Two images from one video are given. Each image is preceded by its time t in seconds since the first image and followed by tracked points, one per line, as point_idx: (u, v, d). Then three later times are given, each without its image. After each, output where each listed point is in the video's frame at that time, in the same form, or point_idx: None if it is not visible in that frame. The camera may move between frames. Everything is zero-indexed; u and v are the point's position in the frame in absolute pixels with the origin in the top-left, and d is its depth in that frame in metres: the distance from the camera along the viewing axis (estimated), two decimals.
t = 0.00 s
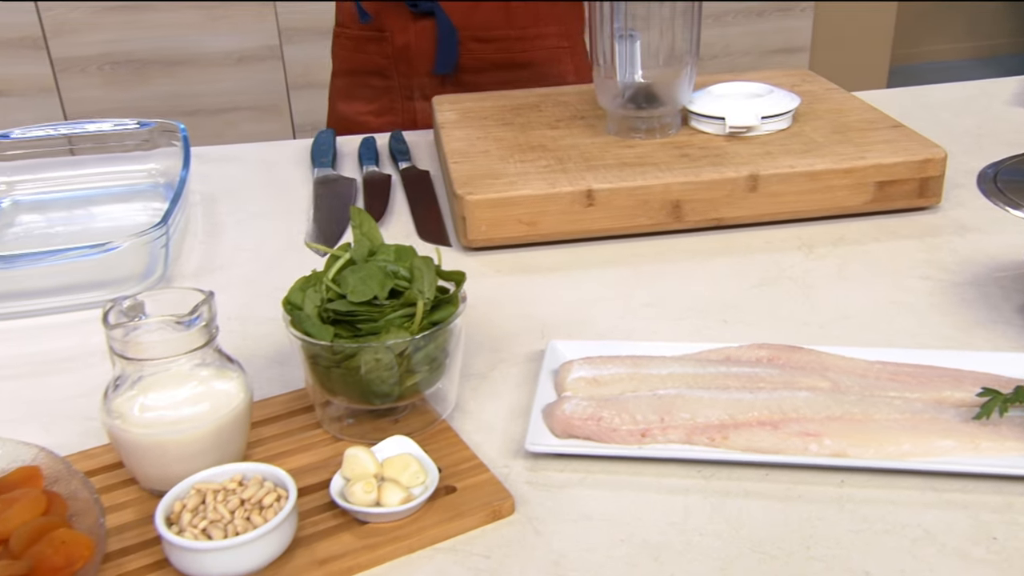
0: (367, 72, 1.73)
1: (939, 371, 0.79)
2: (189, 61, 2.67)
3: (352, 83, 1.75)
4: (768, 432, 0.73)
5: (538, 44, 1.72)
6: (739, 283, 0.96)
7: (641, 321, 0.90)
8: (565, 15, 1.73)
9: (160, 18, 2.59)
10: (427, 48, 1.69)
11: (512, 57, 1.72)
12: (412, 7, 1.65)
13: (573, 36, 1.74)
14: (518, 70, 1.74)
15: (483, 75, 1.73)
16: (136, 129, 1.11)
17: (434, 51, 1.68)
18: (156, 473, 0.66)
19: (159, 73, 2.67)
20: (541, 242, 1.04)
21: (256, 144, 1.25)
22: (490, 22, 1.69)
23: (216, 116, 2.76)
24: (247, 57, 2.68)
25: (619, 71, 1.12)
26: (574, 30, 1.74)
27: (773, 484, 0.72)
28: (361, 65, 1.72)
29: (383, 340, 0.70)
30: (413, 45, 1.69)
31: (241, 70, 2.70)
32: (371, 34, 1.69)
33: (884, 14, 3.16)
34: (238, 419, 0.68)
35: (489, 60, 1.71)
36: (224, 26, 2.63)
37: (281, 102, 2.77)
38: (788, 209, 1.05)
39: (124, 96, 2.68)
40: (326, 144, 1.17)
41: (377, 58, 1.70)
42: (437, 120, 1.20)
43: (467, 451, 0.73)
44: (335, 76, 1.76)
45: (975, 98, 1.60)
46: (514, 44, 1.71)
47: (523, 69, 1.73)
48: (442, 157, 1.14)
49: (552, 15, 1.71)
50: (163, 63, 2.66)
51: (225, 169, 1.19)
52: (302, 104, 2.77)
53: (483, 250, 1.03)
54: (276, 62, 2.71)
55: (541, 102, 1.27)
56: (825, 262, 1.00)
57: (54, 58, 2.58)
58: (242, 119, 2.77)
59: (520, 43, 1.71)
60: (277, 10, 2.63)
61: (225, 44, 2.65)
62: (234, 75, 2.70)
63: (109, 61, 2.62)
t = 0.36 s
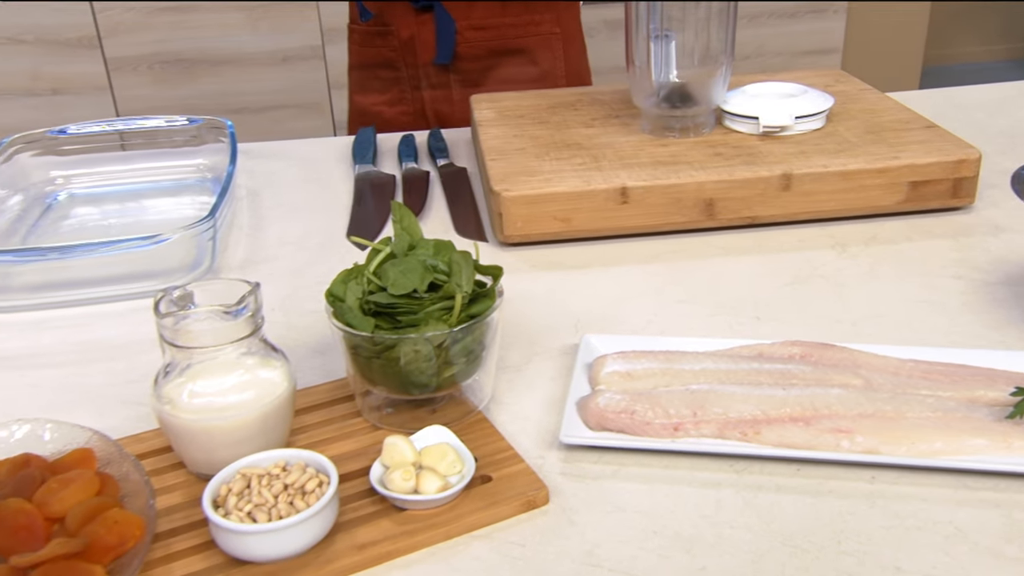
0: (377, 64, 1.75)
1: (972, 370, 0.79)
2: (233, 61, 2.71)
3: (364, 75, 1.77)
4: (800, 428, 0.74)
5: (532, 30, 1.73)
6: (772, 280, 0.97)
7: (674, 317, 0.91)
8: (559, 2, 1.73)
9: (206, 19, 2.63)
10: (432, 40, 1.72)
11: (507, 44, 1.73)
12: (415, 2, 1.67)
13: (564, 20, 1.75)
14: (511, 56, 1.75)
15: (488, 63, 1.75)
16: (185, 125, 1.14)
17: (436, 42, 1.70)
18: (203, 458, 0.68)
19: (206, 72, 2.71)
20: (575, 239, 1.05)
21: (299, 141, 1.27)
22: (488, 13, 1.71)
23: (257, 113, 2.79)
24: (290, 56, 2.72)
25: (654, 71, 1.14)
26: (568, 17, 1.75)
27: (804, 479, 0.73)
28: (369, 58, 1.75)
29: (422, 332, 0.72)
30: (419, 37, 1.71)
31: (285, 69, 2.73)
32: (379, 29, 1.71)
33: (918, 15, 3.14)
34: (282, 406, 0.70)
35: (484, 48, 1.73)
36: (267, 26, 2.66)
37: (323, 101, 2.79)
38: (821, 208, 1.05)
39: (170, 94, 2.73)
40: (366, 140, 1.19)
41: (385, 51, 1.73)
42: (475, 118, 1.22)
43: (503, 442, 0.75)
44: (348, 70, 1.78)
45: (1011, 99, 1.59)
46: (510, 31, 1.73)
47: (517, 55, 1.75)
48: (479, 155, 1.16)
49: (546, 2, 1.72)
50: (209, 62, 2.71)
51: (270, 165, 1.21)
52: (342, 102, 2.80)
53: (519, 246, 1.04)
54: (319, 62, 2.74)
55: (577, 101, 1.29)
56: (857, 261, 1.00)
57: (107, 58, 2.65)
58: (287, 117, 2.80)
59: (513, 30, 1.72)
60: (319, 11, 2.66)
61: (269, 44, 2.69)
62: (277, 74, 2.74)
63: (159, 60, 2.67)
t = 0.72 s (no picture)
0: (420, 76, 1.79)
1: (1002, 370, 0.80)
2: (278, 61, 2.75)
3: (403, 85, 1.81)
4: (829, 424, 0.75)
5: (586, 44, 1.80)
6: (802, 279, 0.98)
7: (705, 313, 0.92)
8: (611, 16, 1.81)
9: (253, 20, 2.68)
10: (484, 52, 1.76)
11: (563, 57, 1.80)
12: (468, 15, 1.71)
13: (615, 34, 1.83)
14: (566, 71, 1.82)
15: (539, 77, 1.81)
16: (235, 122, 1.17)
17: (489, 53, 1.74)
18: (249, 442, 0.71)
19: (252, 71, 2.76)
20: (609, 236, 1.07)
21: (341, 137, 1.30)
22: (541, 26, 1.79)
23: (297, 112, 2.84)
24: (333, 57, 2.76)
25: (689, 71, 1.14)
26: (618, 30, 1.83)
27: (833, 473, 0.74)
28: (416, 69, 1.78)
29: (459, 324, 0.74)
30: (470, 49, 1.75)
31: (329, 68, 2.77)
32: (428, 41, 1.75)
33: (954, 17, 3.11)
34: (324, 393, 0.73)
35: (540, 61, 1.79)
36: (311, 27, 2.70)
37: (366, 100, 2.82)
38: (852, 208, 1.06)
39: (217, 93, 2.78)
40: (406, 138, 1.21)
41: (432, 63, 1.76)
42: (512, 117, 1.24)
43: (537, 432, 0.77)
44: (384, 81, 1.82)
45: None
46: (564, 44, 1.79)
47: (572, 69, 1.82)
48: (516, 153, 1.18)
49: (600, 16, 1.80)
50: (254, 62, 2.75)
51: (313, 161, 1.24)
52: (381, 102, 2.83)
53: (553, 242, 1.06)
54: (359, 62, 2.77)
55: (612, 101, 1.31)
56: (887, 260, 1.01)
57: (161, 57, 2.70)
58: (330, 116, 2.85)
59: (568, 44, 1.79)
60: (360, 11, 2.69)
61: (314, 43, 2.73)
62: (321, 74, 2.78)
63: (209, 60, 2.72)
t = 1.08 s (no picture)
0: (458, 80, 1.73)
1: None
2: (320, 58, 2.81)
3: (436, 88, 1.75)
4: (851, 415, 0.77)
5: (638, 65, 1.75)
6: (827, 274, 0.99)
7: (731, 306, 0.94)
8: (664, 37, 1.76)
9: (298, 18, 2.72)
10: (531, 62, 1.70)
11: (614, 76, 1.74)
12: (524, 26, 1.67)
13: (667, 57, 1.77)
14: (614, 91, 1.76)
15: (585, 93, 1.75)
16: (278, 115, 1.20)
17: (540, 66, 1.69)
18: (289, 422, 0.74)
19: (292, 68, 2.81)
20: (636, 230, 1.09)
21: (378, 131, 1.33)
22: (596, 42, 1.72)
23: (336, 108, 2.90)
24: (372, 55, 2.81)
25: (717, 71, 1.16)
26: (670, 53, 1.77)
27: (854, 464, 0.76)
28: (457, 73, 1.72)
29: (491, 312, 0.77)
30: (517, 59, 1.69)
31: (368, 66, 2.83)
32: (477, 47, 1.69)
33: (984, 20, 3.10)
34: (361, 376, 0.76)
35: (590, 78, 1.73)
36: (350, 26, 2.76)
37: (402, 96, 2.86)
38: (877, 205, 1.08)
39: (260, 88, 2.83)
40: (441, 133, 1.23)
41: (476, 69, 1.70)
42: (544, 113, 1.26)
43: (565, 418, 0.80)
44: (417, 80, 1.75)
45: None
46: (617, 64, 1.73)
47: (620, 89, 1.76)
48: (548, 148, 1.20)
49: (653, 37, 1.75)
50: (296, 58, 2.80)
51: (351, 155, 1.27)
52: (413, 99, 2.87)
53: (582, 235, 1.09)
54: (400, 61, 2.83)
55: (642, 99, 1.33)
56: (911, 257, 1.02)
57: (207, 54, 2.74)
58: (367, 111, 2.91)
59: (621, 64, 1.73)
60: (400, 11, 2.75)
61: (354, 41, 2.79)
62: (360, 71, 2.84)
63: (252, 57, 2.76)
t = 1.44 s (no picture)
0: (492, 96, 1.71)
1: None
2: (356, 58, 2.85)
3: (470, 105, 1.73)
4: (871, 409, 0.79)
5: (673, 77, 1.73)
6: (848, 272, 1.01)
7: (753, 302, 0.97)
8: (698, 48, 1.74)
9: (335, 20, 2.77)
10: (569, 77, 1.68)
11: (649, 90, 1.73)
12: (562, 40, 1.63)
13: (700, 66, 1.76)
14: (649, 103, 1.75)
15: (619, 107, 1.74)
16: (318, 113, 1.24)
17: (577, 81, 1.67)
18: (328, 406, 0.78)
19: (330, 69, 2.85)
20: (662, 227, 1.12)
21: (412, 129, 1.37)
22: (631, 57, 1.71)
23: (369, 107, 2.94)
24: (405, 57, 2.85)
25: (744, 72, 1.19)
26: (703, 62, 1.76)
27: (873, 455, 0.79)
28: (492, 90, 1.70)
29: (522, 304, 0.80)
30: (555, 75, 1.67)
31: (400, 67, 2.87)
32: (513, 63, 1.67)
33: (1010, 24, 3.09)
34: (396, 364, 0.79)
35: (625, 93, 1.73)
36: (384, 28, 2.79)
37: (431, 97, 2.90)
38: (899, 206, 1.10)
39: (299, 88, 2.88)
40: (474, 131, 1.26)
41: (511, 86, 1.69)
42: (574, 114, 1.29)
43: (591, 407, 0.83)
44: (449, 98, 1.73)
45: None
46: (651, 77, 1.72)
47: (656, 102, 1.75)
48: (577, 147, 1.23)
49: (688, 48, 1.74)
50: (333, 59, 2.85)
51: (386, 152, 1.31)
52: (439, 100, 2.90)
53: (609, 231, 1.11)
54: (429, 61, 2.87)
55: (669, 100, 1.35)
56: (931, 256, 1.04)
57: (250, 54, 2.81)
58: (401, 110, 2.95)
59: (656, 78, 1.72)
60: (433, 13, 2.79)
61: (385, 44, 2.82)
62: (389, 72, 2.88)
63: (290, 58, 2.82)
